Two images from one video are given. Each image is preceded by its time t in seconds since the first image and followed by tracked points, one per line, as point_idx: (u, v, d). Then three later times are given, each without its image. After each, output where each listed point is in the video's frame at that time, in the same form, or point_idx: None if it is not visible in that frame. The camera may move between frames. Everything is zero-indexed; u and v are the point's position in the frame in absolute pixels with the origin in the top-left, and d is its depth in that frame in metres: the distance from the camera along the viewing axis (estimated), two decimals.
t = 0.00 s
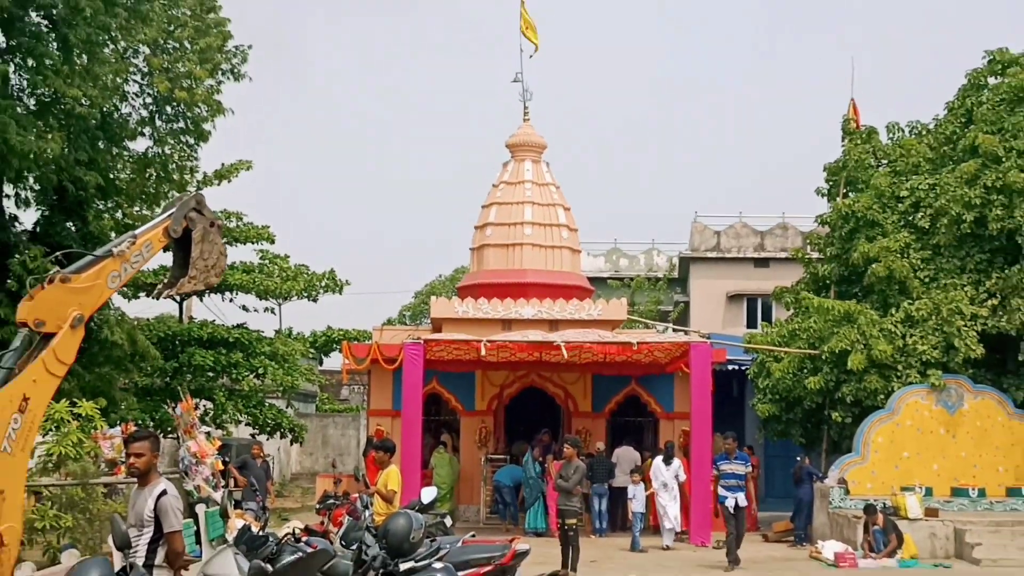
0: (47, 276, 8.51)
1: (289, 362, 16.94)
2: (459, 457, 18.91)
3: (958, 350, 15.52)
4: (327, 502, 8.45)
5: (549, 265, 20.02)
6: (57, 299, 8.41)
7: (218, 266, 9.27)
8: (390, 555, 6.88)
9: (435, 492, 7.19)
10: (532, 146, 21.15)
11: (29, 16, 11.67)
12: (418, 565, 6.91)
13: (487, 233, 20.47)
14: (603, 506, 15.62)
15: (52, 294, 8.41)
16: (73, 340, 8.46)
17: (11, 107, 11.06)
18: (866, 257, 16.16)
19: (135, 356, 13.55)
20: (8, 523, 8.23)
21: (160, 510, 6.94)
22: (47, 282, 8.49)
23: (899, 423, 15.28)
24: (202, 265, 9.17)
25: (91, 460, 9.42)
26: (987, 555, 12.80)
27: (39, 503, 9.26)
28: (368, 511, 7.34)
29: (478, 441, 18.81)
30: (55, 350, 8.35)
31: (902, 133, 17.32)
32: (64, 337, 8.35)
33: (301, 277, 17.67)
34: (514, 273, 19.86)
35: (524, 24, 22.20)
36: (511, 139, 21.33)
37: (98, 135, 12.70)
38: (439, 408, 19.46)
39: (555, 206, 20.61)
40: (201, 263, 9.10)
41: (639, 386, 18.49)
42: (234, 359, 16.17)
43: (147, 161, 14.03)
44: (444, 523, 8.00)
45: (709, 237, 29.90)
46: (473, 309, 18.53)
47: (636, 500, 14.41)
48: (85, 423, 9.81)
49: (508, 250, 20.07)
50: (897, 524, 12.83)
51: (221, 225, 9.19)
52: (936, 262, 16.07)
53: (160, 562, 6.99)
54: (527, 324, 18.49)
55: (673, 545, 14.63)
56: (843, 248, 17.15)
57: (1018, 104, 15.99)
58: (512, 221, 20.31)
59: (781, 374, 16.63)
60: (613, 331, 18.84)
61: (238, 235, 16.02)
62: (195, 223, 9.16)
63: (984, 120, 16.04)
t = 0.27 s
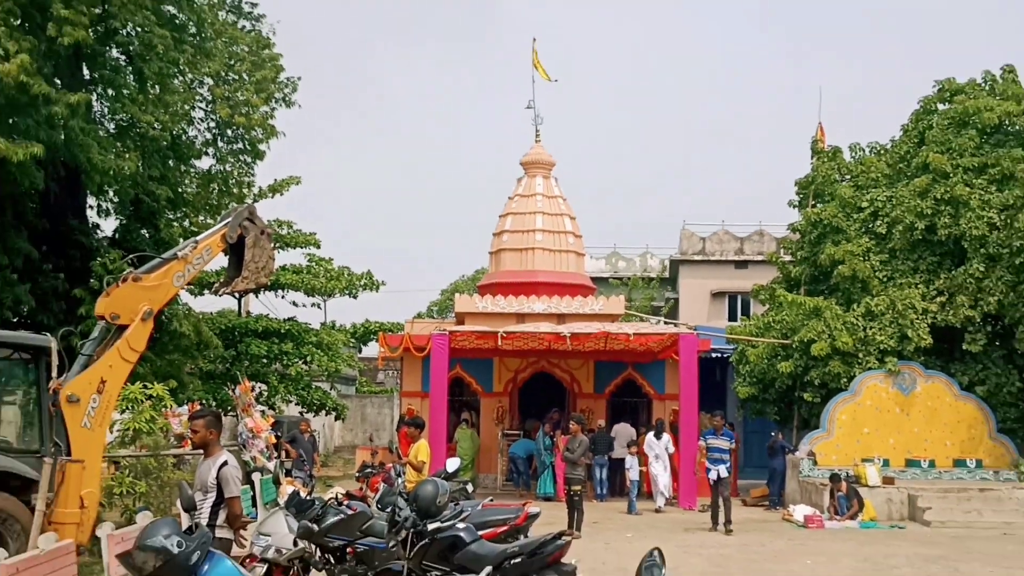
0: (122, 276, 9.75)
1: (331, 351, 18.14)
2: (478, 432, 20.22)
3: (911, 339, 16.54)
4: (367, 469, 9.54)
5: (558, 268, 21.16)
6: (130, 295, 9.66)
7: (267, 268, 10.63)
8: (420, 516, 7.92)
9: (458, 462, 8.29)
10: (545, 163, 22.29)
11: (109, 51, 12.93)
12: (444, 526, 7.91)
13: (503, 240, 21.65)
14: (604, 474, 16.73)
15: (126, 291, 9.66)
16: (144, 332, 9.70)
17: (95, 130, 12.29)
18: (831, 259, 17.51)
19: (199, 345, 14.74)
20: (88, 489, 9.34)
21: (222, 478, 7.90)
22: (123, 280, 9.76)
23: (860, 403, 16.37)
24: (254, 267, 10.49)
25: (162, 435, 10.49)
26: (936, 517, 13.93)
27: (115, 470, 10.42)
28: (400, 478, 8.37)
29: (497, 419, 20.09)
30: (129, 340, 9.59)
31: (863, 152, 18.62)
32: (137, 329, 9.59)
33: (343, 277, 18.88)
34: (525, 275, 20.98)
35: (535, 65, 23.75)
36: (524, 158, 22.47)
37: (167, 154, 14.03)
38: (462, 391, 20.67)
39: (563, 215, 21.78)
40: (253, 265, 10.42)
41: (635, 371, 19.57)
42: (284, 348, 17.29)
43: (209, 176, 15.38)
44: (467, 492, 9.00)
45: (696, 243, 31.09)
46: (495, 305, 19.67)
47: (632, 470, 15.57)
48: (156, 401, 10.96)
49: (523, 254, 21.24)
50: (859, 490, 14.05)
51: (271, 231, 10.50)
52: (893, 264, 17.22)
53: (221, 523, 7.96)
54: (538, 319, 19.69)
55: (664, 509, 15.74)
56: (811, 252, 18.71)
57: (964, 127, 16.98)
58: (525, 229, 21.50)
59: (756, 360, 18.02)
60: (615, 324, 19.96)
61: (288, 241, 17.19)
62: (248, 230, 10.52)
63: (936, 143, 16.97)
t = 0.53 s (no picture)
0: (138, 271, 9.89)
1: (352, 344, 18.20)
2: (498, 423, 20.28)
3: (928, 332, 16.60)
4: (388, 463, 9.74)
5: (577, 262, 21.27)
6: (147, 289, 9.81)
7: (283, 264, 10.59)
8: (440, 507, 7.98)
9: (478, 454, 8.37)
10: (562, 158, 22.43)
11: (131, 49, 13.17)
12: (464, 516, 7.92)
13: (520, 235, 21.73)
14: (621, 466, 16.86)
15: (141, 286, 9.80)
16: (160, 326, 9.87)
17: (118, 128, 12.50)
18: (848, 252, 17.42)
19: (223, 339, 14.90)
20: (104, 481, 9.42)
21: (243, 467, 7.93)
22: (139, 274, 9.90)
23: (877, 396, 16.42)
24: (270, 262, 10.48)
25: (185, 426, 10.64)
26: (954, 509, 13.88)
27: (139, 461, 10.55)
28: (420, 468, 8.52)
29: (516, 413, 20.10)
30: (145, 334, 9.76)
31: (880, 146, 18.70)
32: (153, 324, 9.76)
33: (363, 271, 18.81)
34: (544, 268, 21.09)
35: (552, 62, 23.82)
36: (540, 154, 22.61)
37: (189, 150, 14.25)
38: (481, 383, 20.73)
39: (581, 210, 21.92)
40: (269, 261, 10.41)
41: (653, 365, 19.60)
42: (307, 342, 17.44)
43: (230, 172, 15.53)
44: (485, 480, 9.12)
45: (713, 238, 31.27)
46: (513, 299, 19.70)
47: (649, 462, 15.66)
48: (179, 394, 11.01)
49: (541, 248, 21.31)
50: (877, 483, 14.07)
51: (286, 226, 10.54)
52: (909, 258, 17.19)
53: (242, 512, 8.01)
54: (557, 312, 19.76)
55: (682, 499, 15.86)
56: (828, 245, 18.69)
57: (982, 122, 16.98)
58: (543, 223, 21.57)
59: (773, 352, 18.04)
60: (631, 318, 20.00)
61: (309, 237, 17.34)
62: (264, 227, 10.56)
63: (952, 136, 17.04)
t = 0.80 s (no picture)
0: (188, 256, 10.04)
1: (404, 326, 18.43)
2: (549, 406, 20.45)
3: (981, 314, 16.38)
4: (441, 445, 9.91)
5: (625, 243, 21.27)
6: (196, 274, 9.93)
7: (329, 251, 10.87)
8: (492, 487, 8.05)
9: (530, 435, 8.46)
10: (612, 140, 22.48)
11: (185, 35, 13.41)
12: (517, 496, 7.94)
13: (569, 217, 21.78)
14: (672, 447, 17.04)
15: (191, 272, 9.93)
16: (210, 310, 10.02)
17: (173, 113, 12.74)
18: (902, 231, 17.63)
19: (276, 320, 15.16)
20: (155, 463, 9.59)
21: (300, 448, 8.12)
22: (189, 260, 10.05)
23: (929, 377, 16.32)
24: (317, 249, 10.75)
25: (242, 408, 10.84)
26: (1010, 491, 13.85)
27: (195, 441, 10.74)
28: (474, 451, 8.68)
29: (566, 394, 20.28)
30: (195, 318, 9.92)
31: (932, 125, 18.59)
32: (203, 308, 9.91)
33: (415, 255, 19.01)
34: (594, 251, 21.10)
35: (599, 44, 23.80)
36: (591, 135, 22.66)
37: (243, 136, 14.40)
38: (532, 364, 21.01)
39: (631, 192, 21.98)
40: (315, 247, 10.67)
41: (703, 346, 19.73)
42: (359, 324, 17.64)
43: (283, 156, 15.62)
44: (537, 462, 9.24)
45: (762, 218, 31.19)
46: (562, 281, 19.77)
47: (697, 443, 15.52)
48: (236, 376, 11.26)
49: (591, 230, 21.35)
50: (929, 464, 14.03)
51: (333, 214, 10.77)
52: (963, 238, 17.04)
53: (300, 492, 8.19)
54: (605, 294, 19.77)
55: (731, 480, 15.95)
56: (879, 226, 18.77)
57: None
58: (592, 205, 21.64)
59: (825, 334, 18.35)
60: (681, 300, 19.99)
61: (360, 220, 17.45)
62: (311, 214, 10.77)
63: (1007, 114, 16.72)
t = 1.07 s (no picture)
0: (273, 236, 10.20)
1: (483, 296, 18.70)
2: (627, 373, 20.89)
3: None
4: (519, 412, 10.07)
5: (703, 213, 21.32)
6: (281, 254, 10.10)
7: (410, 237, 10.95)
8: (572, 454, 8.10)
9: (610, 402, 8.55)
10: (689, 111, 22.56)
11: (269, 12, 13.72)
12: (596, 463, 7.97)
13: (647, 187, 21.84)
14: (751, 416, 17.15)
15: (276, 250, 10.09)
16: (294, 288, 10.18)
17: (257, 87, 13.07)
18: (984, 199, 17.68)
19: (360, 291, 15.50)
20: (238, 434, 9.87)
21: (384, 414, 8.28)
22: (275, 239, 10.23)
23: (1013, 346, 16.13)
24: (398, 234, 10.84)
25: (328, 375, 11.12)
26: None
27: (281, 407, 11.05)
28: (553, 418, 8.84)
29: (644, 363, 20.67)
30: (280, 297, 10.08)
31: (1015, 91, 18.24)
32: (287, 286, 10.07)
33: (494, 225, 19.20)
34: (672, 221, 21.16)
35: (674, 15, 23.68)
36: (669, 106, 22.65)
37: (325, 110, 14.67)
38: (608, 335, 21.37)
39: (709, 162, 22.01)
40: (398, 232, 10.77)
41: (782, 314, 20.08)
42: (439, 294, 17.91)
43: (365, 130, 15.90)
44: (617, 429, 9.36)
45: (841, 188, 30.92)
46: (640, 251, 19.83)
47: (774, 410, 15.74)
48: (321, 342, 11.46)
49: (669, 199, 21.42)
50: (1012, 434, 13.87)
51: (414, 199, 10.88)
52: None
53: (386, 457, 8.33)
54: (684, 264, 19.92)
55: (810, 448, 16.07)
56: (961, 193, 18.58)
57: None
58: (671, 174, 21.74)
59: (906, 304, 18.52)
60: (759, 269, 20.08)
61: (440, 192, 17.67)
62: (393, 199, 10.89)
63: None
